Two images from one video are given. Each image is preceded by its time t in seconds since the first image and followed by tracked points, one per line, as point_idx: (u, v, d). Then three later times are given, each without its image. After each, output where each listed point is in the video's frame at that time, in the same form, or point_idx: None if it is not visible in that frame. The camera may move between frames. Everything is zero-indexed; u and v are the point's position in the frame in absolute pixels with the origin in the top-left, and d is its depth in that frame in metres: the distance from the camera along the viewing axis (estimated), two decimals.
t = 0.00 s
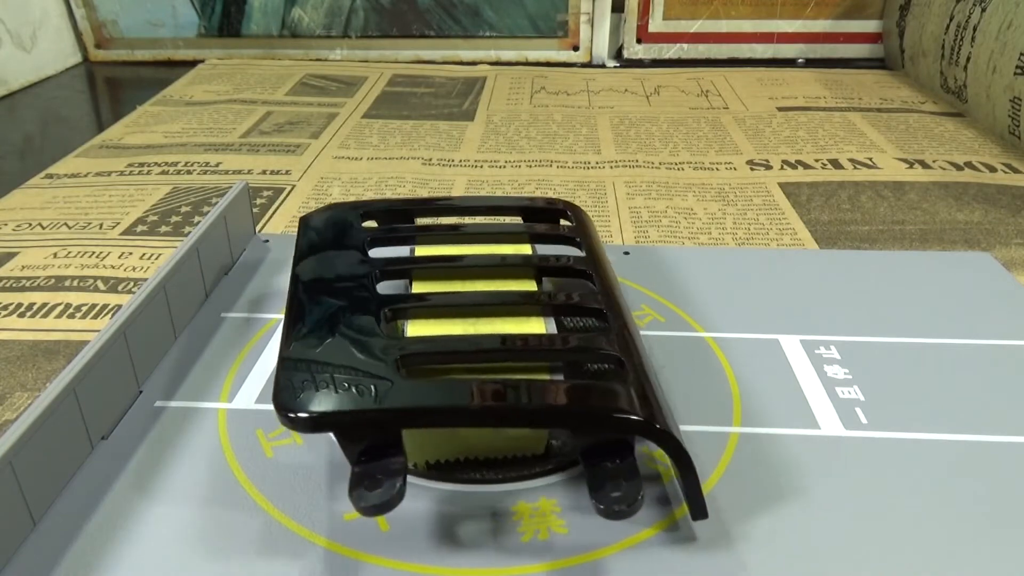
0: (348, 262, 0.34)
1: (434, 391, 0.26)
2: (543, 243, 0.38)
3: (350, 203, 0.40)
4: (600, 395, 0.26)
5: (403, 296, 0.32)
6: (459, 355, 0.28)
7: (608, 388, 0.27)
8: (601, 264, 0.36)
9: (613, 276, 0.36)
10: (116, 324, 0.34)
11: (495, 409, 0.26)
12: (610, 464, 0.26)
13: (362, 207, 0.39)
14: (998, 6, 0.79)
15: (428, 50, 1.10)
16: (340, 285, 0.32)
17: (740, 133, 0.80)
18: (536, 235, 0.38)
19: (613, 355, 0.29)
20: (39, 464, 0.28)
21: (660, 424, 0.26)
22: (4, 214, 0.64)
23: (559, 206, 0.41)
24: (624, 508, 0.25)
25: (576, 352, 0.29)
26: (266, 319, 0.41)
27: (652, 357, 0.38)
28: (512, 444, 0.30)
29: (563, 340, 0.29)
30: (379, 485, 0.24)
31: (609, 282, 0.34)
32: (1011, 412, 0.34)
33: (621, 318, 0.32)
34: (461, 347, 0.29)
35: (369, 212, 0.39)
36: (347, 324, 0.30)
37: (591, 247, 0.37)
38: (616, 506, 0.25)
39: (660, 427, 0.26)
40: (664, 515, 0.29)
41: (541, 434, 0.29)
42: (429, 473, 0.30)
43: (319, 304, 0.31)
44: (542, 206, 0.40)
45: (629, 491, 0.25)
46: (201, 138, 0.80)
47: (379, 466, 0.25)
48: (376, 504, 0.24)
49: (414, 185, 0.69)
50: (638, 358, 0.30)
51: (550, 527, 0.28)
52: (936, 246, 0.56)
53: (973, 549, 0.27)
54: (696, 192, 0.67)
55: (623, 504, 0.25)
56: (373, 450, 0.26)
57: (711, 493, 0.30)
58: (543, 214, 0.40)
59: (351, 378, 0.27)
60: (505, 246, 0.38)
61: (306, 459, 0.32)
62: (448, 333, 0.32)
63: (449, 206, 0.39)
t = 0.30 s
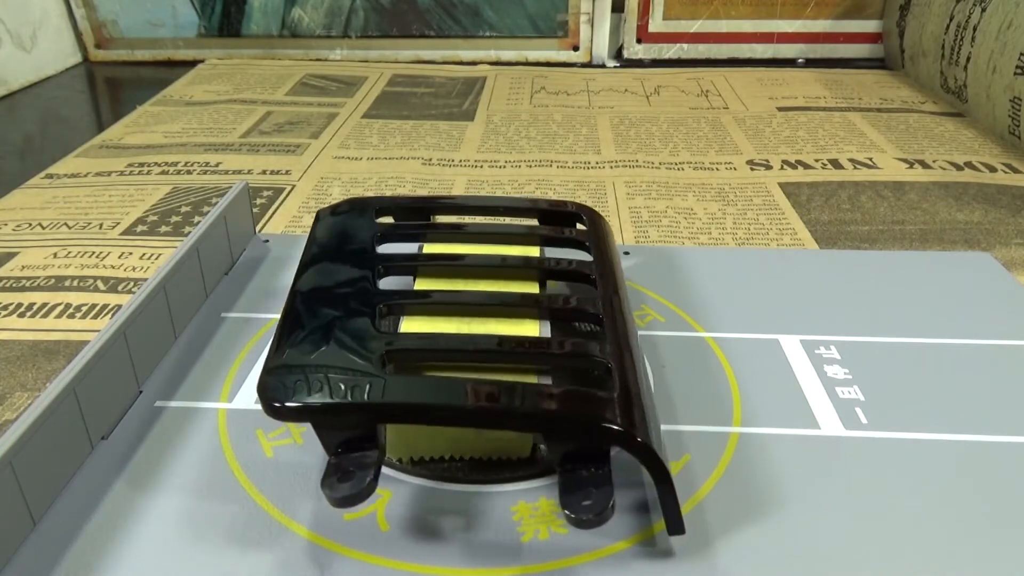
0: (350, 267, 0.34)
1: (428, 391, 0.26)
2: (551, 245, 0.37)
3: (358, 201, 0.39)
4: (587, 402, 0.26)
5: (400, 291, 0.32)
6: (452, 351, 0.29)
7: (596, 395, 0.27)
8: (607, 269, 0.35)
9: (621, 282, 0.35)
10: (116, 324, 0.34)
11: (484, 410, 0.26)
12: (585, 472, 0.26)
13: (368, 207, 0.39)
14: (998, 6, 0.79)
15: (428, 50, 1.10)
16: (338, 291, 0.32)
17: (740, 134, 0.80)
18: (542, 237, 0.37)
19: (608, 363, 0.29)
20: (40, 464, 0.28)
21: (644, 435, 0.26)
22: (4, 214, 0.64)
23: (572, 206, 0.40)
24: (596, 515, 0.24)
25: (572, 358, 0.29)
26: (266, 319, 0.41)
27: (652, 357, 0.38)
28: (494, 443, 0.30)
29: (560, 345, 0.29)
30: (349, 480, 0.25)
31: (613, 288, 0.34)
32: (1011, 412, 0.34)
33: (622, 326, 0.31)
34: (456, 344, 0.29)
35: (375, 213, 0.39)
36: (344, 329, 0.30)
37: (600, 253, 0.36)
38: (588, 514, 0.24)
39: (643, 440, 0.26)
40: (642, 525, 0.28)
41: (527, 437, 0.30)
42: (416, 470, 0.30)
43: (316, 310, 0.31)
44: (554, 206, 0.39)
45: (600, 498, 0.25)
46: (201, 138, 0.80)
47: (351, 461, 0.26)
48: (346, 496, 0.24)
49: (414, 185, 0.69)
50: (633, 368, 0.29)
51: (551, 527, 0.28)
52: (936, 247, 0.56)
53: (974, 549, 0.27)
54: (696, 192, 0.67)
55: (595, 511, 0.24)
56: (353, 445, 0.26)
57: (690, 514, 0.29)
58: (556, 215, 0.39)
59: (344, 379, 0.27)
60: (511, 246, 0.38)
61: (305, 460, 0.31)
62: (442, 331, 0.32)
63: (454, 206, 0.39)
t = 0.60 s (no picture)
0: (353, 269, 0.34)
1: (422, 390, 0.26)
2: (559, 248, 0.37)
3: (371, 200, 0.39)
4: (571, 410, 0.26)
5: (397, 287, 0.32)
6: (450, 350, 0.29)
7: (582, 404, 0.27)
8: (612, 275, 0.35)
9: (626, 290, 0.35)
10: (116, 324, 0.34)
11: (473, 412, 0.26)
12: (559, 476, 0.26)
13: (376, 208, 0.39)
14: (998, 6, 0.79)
15: (428, 49, 1.10)
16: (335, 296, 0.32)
17: (740, 134, 0.80)
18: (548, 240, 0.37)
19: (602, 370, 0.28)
20: (40, 464, 0.28)
21: (624, 446, 0.26)
22: (4, 215, 0.64)
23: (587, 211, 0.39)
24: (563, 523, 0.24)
25: (566, 365, 0.29)
26: (266, 319, 0.41)
27: (652, 357, 0.38)
28: (477, 445, 0.30)
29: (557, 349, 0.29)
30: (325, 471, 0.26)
31: (616, 295, 0.34)
32: (1011, 413, 0.34)
33: (621, 333, 0.31)
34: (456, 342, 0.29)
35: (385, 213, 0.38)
36: (339, 333, 0.29)
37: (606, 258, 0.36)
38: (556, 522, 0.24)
39: (621, 451, 0.26)
40: (618, 536, 0.28)
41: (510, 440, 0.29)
42: (401, 463, 0.31)
43: (314, 313, 0.31)
44: (565, 209, 0.39)
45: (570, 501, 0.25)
46: (201, 138, 0.80)
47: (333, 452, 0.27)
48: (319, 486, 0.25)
49: (414, 185, 0.69)
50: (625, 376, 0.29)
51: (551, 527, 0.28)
52: (935, 247, 0.56)
53: (974, 549, 0.27)
54: (696, 192, 0.67)
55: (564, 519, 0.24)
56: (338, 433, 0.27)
57: (666, 528, 0.28)
58: (571, 218, 0.39)
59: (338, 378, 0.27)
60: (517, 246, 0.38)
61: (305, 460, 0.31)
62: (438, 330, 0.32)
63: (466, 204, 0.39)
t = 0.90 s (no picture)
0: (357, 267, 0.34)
1: (412, 388, 0.26)
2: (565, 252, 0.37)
3: (384, 198, 0.40)
4: (552, 416, 0.26)
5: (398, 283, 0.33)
6: (446, 349, 0.29)
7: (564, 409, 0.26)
8: (618, 278, 0.34)
9: (632, 294, 0.34)
10: (116, 324, 0.34)
11: (454, 412, 0.26)
12: (529, 481, 0.25)
13: (384, 209, 0.39)
14: (998, 6, 0.79)
15: (428, 50, 1.10)
16: (332, 298, 0.32)
17: (740, 134, 0.80)
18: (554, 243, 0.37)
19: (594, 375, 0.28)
20: (40, 464, 0.28)
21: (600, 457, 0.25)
22: (4, 215, 0.64)
23: (601, 214, 0.39)
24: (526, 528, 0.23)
25: (559, 367, 0.28)
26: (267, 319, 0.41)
27: (652, 357, 0.38)
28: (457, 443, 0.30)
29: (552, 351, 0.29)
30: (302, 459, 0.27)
31: (619, 298, 0.33)
32: (1011, 413, 0.34)
33: (620, 340, 0.31)
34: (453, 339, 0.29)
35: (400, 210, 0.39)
36: (333, 335, 0.29)
37: (616, 262, 0.35)
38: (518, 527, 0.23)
39: (593, 463, 0.25)
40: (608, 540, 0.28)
41: (480, 440, 0.29)
42: (385, 458, 0.31)
43: (311, 316, 0.31)
44: (577, 212, 0.39)
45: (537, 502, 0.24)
46: (201, 138, 0.80)
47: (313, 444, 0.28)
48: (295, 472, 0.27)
49: (414, 185, 0.69)
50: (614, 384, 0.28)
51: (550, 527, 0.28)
52: (935, 247, 0.56)
53: (973, 550, 0.27)
54: (696, 192, 0.67)
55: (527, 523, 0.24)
56: (321, 421, 0.28)
57: (637, 545, 0.27)
58: (582, 222, 0.39)
59: (331, 374, 0.27)
60: (524, 249, 0.37)
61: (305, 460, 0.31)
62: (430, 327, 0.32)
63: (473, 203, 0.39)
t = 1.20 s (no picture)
0: (359, 265, 0.34)
1: (402, 387, 0.26)
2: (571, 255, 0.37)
3: (399, 196, 0.40)
4: (534, 423, 0.25)
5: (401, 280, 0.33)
6: (442, 348, 0.29)
7: (545, 417, 0.26)
8: (622, 284, 0.34)
9: (639, 301, 0.33)
10: (117, 323, 0.34)
11: (433, 410, 0.26)
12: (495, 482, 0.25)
13: (392, 211, 0.39)
14: (998, 7, 0.79)
15: (428, 50, 1.10)
16: (329, 298, 0.32)
17: (740, 134, 0.80)
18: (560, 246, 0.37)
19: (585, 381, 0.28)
20: (40, 465, 0.28)
21: (576, 467, 0.25)
22: (4, 215, 0.64)
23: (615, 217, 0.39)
24: (487, 531, 0.23)
25: (551, 374, 0.28)
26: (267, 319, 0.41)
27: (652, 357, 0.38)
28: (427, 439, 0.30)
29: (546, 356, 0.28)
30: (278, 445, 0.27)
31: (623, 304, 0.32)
32: (1013, 413, 0.34)
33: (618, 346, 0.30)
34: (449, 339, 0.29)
35: (414, 207, 0.39)
36: (329, 335, 0.30)
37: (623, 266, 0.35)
38: (481, 528, 0.23)
39: (566, 472, 0.25)
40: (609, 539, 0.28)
41: (452, 438, 0.29)
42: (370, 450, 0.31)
43: (312, 314, 0.31)
44: (585, 215, 0.38)
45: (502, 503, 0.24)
46: (201, 138, 0.80)
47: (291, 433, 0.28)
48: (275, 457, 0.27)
49: (413, 185, 0.69)
50: (604, 391, 0.28)
51: (550, 527, 0.28)
52: (935, 247, 0.56)
53: (972, 550, 0.27)
54: (696, 192, 0.67)
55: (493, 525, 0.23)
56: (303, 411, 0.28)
57: (605, 559, 0.27)
58: (593, 225, 0.38)
59: (324, 370, 0.27)
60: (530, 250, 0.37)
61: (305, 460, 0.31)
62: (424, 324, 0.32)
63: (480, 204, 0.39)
